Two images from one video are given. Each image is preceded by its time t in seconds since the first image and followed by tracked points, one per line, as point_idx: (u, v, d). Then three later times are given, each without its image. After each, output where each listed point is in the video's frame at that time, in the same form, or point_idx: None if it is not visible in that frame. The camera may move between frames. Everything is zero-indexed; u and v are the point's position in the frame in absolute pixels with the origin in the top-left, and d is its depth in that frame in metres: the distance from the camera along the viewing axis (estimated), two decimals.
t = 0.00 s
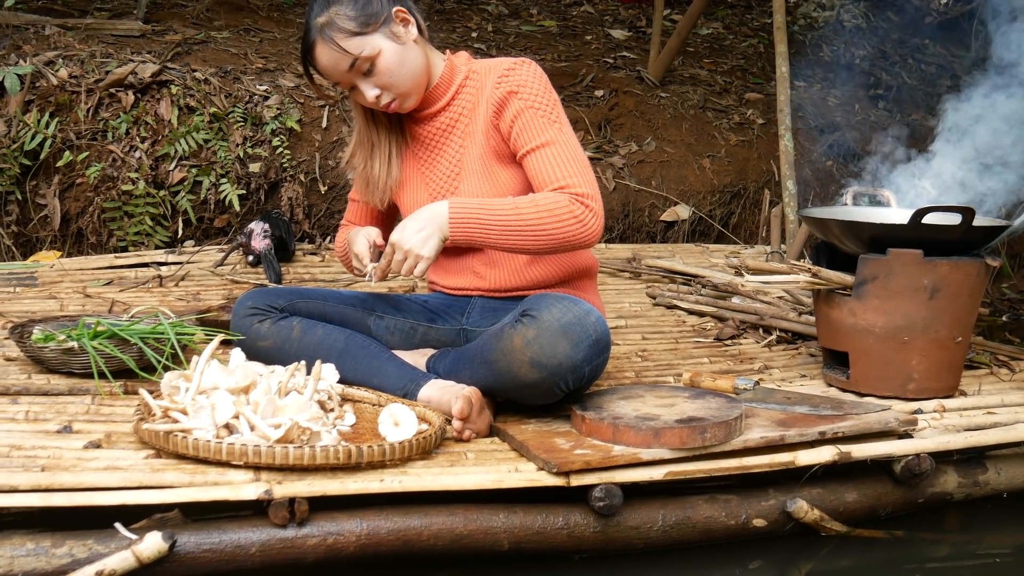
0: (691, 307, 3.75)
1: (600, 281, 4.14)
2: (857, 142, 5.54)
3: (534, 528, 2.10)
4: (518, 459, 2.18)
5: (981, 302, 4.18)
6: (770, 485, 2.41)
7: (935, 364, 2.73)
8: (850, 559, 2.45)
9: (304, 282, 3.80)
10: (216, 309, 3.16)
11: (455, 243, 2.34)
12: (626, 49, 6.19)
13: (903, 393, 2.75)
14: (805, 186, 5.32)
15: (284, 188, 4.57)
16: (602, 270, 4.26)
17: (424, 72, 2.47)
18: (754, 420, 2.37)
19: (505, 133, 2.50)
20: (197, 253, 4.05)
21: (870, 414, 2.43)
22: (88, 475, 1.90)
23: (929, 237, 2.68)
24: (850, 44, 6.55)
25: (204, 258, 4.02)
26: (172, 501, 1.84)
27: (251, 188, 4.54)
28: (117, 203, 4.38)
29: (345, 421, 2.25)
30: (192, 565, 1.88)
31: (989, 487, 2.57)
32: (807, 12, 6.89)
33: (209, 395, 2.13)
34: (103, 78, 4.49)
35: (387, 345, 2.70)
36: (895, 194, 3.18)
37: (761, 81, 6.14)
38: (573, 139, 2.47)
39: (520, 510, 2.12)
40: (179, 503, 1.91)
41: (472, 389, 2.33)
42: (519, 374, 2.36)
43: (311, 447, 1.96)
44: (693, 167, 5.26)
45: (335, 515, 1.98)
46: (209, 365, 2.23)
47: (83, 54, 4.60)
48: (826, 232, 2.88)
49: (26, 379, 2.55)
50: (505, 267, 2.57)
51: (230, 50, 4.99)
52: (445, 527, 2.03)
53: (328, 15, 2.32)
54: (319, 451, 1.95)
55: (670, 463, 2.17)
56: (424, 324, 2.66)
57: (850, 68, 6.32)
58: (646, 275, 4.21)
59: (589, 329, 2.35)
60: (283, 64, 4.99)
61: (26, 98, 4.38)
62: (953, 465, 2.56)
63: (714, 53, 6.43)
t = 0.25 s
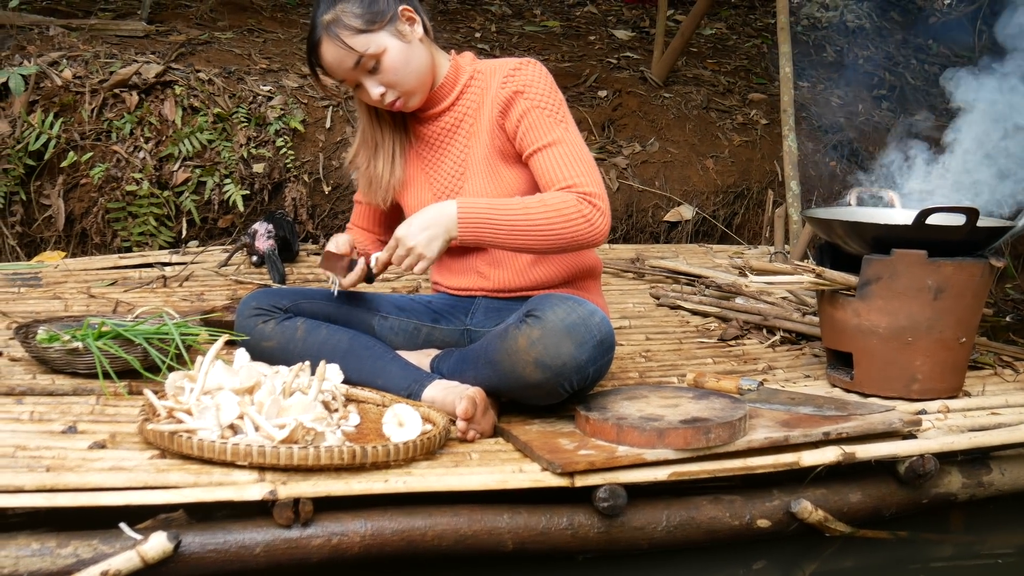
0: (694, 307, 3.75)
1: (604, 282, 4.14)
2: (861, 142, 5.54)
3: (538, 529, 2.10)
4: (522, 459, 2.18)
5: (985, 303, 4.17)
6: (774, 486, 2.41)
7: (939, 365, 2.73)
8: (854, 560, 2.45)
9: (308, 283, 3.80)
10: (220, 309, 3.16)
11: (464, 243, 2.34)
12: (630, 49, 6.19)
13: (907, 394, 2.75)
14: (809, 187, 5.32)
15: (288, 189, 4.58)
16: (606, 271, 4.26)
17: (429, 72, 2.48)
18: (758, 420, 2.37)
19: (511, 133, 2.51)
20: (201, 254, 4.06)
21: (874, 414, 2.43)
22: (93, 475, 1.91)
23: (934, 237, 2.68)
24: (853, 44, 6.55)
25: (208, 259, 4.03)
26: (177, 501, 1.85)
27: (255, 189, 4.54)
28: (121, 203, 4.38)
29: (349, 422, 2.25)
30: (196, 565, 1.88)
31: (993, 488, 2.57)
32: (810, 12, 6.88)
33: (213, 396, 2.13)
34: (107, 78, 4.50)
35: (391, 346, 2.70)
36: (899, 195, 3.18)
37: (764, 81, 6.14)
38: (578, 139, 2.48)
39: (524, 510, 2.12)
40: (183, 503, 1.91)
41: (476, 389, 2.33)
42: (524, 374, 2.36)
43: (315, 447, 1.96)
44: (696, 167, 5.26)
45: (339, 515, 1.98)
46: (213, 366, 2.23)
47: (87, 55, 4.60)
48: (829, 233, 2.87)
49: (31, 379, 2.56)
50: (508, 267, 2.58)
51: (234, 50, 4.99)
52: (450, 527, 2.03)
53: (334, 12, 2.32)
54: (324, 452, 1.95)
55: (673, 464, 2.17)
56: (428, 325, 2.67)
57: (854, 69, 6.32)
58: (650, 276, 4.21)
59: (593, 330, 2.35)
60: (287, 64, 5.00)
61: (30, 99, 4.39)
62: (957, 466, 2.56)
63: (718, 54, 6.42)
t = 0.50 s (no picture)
0: (698, 308, 3.75)
1: (607, 282, 4.14)
2: (865, 142, 5.53)
3: (541, 529, 2.10)
4: (526, 459, 2.18)
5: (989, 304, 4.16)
6: (778, 486, 2.40)
7: (942, 366, 2.72)
8: (857, 560, 2.44)
9: (311, 283, 3.80)
10: (223, 309, 3.16)
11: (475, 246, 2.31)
12: (633, 49, 6.19)
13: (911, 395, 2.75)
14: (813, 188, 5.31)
15: (291, 188, 4.58)
16: (609, 271, 4.26)
17: (429, 64, 2.48)
18: (762, 421, 2.37)
19: (513, 134, 2.50)
20: (204, 254, 4.06)
21: (878, 415, 2.42)
22: (96, 474, 1.90)
23: (939, 238, 2.68)
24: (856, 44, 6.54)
25: (211, 258, 4.03)
26: (180, 501, 1.84)
27: (259, 188, 4.54)
28: (124, 203, 4.38)
29: (352, 422, 2.25)
30: (199, 564, 1.88)
31: (997, 489, 2.56)
32: (814, 13, 6.88)
33: (216, 395, 2.13)
34: (111, 78, 4.50)
35: (394, 346, 2.70)
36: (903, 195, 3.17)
37: (768, 82, 6.13)
38: (581, 142, 2.49)
39: (528, 510, 2.12)
40: (186, 503, 1.91)
41: (479, 389, 2.33)
42: (527, 375, 2.35)
43: (318, 447, 1.96)
44: (700, 167, 5.26)
45: (342, 515, 1.98)
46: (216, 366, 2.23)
47: (91, 55, 4.61)
48: (833, 233, 2.87)
49: (34, 379, 2.56)
50: (512, 268, 2.58)
51: (238, 50, 4.99)
52: (453, 527, 2.03)
53: None
54: (327, 451, 1.95)
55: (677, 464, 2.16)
56: (431, 325, 2.67)
57: (857, 69, 6.31)
58: (653, 276, 4.20)
59: (596, 330, 2.35)
60: (290, 64, 5.00)
61: (34, 99, 4.40)
62: (960, 467, 2.55)
63: (721, 54, 6.42)
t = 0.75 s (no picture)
0: (700, 307, 3.75)
1: (609, 281, 4.13)
2: (867, 141, 5.52)
3: (544, 528, 2.10)
4: (528, 459, 2.18)
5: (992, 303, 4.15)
6: (780, 486, 2.40)
7: (945, 366, 2.72)
8: (860, 560, 2.44)
9: (313, 281, 3.80)
10: (225, 307, 3.16)
11: (475, 222, 2.30)
12: (635, 48, 6.18)
13: (914, 394, 2.74)
14: (815, 187, 5.30)
15: (293, 187, 4.57)
16: (611, 270, 4.26)
17: (435, 55, 2.48)
18: (764, 420, 2.36)
19: (518, 129, 2.49)
20: (206, 252, 4.06)
21: (880, 414, 2.42)
22: (98, 473, 1.90)
23: (941, 238, 2.67)
24: (858, 43, 6.52)
25: (213, 257, 4.02)
26: (182, 499, 1.84)
27: (261, 186, 4.55)
28: (126, 201, 4.38)
29: (355, 420, 2.25)
30: (202, 563, 1.88)
31: (999, 489, 2.56)
32: (816, 11, 6.87)
33: (218, 394, 2.13)
34: (113, 76, 4.50)
35: (396, 344, 2.70)
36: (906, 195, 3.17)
37: (770, 81, 6.12)
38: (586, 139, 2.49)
39: (530, 509, 2.12)
40: (189, 501, 1.91)
41: (481, 388, 2.33)
42: (529, 373, 2.35)
43: (322, 445, 1.96)
44: (702, 166, 5.25)
45: (345, 514, 1.98)
46: (219, 364, 2.23)
47: (93, 53, 4.61)
48: (835, 232, 2.87)
49: (36, 377, 2.56)
50: (514, 266, 2.58)
51: (240, 48, 4.99)
52: (455, 526, 2.03)
53: None
54: (329, 450, 1.95)
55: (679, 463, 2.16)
56: (434, 324, 2.66)
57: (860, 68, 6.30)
58: (655, 275, 4.20)
59: (599, 328, 2.34)
60: (292, 62, 5.00)
61: (36, 96, 4.39)
62: (963, 466, 2.55)
63: (723, 53, 6.41)
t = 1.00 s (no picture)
0: (704, 307, 3.74)
1: (613, 281, 4.13)
2: (871, 142, 5.51)
3: (548, 528, 2.10)
4: (532, 459, 2.18)
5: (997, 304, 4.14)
6: (785, 487, 2.40)
7: (949, 366, 2.72)
8: (864, 561, 2.44)
9: (317, 281, 3.80)
10: (229, 307, 3.16)
11: (481, 222, 2.29)
12: (640, 48, 6.18)
13: (918, 395, 2.74)
14: (819, 187, 5.30)
15: (297, 186, 4.57)
16: (615, 270, 4.25)
17: (443, 54, 2.48)
18: (769, 421, 2.36)
19: (525, 130, 2.50)
20: (210, 251, 4.06)
21: (885, 415, 2.42)
22: (103, 473, 1.91)
23: (947, 239, 2.66)
24: (863, 43, 6.51)
25: (218, 256, 4.03)
26: (187, 499, 1.85)
27: (265, 186, 4.54)
28: (131, 201, 4.39)
29: (359, 420, 2.25)
30: (206, 563, 1.88)
31: (1004, 489, 2.56)
32: (821, 11, 6.85)
33: (223, 394, 2.13)
34: (117, 76, 4.50)
35: (400, 344, 2.70)
36: (910, 196, 3.16)
37: (774, 81, 6.12)
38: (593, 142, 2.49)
39: (534, 510, 2.12)
40: (193, 501, 1.91)
41: (485, 388, 2.33)
42: (534, 373, 2.35)
43: (326, 446, 1.96)
44: (706, 166, 5.25)
45: (349, 514, 1.98)
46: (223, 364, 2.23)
47: (98, 52, 4.61)
48: (840, 232, 2.86)
49: (41, 377, 2.56)
50: (519, 266, 2.58)
51: (244, 48, 4.99)
52: (460, 527, 2.03)
53: None
54: (334, 450, 1.96)
55: (683, 464, 2.16)
56: (438, 324, 2.66)
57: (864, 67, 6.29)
58: (659, 275, 4.20)
59: (603, 328, 2.34)
60: (297, 62, 5.00)
61: (41, 96, 4.40)
62: (967, 467, 2.55)
63: (728, 53, 6.41)
